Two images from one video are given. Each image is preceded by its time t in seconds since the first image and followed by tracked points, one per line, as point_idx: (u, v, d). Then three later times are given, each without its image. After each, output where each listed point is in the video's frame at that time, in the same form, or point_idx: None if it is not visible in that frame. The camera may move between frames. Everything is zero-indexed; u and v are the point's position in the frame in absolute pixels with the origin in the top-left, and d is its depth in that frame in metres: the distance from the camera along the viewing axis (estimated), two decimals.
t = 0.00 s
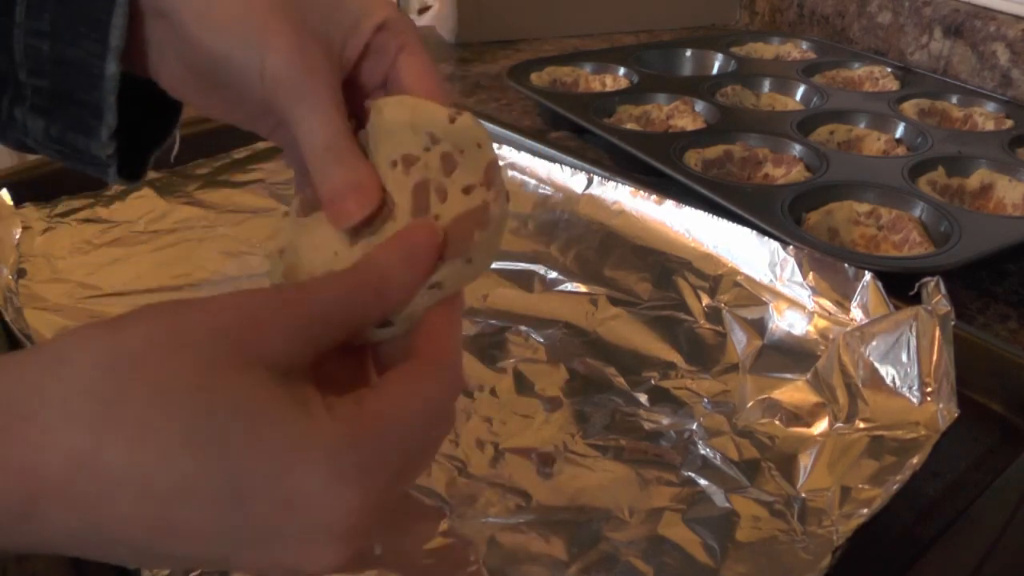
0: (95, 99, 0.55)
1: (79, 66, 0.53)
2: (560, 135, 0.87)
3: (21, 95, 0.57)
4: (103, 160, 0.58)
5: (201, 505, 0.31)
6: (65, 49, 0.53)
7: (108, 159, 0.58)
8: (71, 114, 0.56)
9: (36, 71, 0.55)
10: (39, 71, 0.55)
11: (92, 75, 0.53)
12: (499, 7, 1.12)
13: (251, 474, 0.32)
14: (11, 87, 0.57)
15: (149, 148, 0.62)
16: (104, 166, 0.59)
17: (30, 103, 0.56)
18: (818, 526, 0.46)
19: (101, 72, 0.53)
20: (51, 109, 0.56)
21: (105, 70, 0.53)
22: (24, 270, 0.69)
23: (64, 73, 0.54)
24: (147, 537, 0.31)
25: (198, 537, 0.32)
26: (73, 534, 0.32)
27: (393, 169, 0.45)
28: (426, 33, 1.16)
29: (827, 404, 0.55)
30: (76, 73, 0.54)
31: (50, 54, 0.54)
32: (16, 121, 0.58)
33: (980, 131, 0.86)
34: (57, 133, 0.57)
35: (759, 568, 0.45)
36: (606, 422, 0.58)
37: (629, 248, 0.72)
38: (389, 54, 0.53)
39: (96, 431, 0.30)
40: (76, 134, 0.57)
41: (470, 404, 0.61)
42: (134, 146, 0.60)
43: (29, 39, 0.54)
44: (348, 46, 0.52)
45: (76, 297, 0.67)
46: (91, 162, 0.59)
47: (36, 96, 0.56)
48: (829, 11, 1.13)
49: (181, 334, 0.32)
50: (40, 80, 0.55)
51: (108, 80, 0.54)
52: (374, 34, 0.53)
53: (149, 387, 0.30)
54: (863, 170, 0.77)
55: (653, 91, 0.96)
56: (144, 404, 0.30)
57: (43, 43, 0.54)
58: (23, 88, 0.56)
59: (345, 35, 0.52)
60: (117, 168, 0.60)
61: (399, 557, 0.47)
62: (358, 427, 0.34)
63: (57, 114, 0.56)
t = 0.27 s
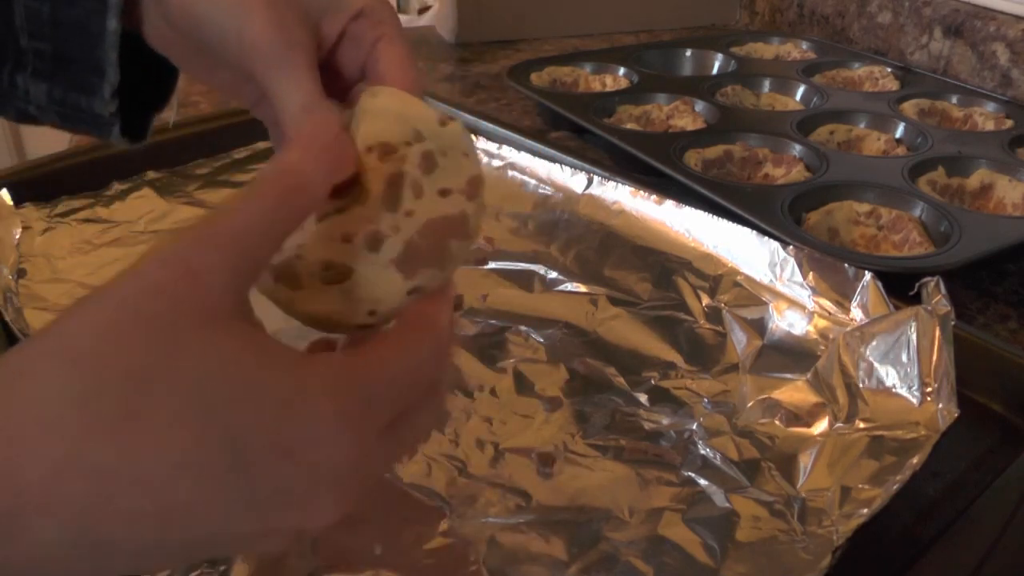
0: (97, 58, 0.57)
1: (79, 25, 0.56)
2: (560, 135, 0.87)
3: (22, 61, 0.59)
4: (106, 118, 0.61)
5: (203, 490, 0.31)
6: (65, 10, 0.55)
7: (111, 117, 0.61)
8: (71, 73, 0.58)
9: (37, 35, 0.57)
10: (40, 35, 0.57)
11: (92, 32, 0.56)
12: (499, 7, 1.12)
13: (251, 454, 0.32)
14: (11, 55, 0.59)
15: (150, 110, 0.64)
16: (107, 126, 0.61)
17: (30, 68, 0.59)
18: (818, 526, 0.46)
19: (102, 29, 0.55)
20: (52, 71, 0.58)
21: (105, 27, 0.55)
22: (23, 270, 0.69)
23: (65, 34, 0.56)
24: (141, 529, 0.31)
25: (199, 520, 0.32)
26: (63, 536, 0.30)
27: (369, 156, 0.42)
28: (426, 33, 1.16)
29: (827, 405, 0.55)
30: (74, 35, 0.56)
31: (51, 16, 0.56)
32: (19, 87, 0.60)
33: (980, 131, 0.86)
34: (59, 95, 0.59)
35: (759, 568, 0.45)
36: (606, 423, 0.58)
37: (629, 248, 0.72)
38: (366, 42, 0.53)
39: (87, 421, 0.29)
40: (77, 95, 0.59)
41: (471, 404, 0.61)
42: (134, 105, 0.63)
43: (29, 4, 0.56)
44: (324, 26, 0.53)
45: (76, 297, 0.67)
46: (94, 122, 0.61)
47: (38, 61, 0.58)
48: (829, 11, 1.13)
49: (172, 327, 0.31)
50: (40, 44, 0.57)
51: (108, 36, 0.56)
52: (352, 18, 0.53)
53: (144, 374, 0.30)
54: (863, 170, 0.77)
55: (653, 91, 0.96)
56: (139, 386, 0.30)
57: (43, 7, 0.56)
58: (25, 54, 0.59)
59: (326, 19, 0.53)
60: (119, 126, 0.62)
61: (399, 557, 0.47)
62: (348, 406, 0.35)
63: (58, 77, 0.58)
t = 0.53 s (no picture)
0: (99, 77, 0.58)
1: (78, 45, 0.57)
2: (560, 135, 0.87)
3: (26, 79, 0.60)
4: (104, 139, 0.61)
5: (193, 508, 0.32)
6: (69, 31, 0.57)
7: (109, 139, 0.61)
8: (72, 94, 0.59)
9: (40, 56, 0.59)
10: (40, 55, 0.59)
11: (94, 53, 0.57)
12: (500, 8, 1.12)
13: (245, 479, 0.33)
14: (12, 71, 0.61)
15: (149, 132, 0.64)
16: (104, 147, 0.62)
17: (30, 86, 0.60)
18: (818, 526, 0.46)
19: (103, 53, 0.57)
20: (50, 90, 0.59)
21: (106, 51, 0.57)
22: (23, 270, 0.69)
23: (65, 54, 0.57)
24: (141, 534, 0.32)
25: (194, 540, 0.33)
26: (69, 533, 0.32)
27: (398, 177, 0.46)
28: (426, 33, 1.16)
29: (827, 404, 0.55)
30: (74, 52, 0.58)
31: (53, 38, 0.58)
32: (20, 106, 0.61)
33: (980, 131, 0.86)
34: (60, 115, 0.60)
35: (760, 567, 0.45)
36: (606, 422, 0.58)
37: (629, 248, 0.72)
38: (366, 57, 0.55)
39: (90, 432, 0.31)
40: (79, 114, 0.60)
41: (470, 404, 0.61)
42: (134, 131, 0.63)
43: (31, 26, 0.58)
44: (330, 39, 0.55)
45: (77, 297, 0.67)
46: (92, 141, 0.62)
47: (40, 83, 0.60)
48: (829, 11, 1.13)
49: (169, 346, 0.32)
50: (40, 64, 0.59)
51: (109, 60, 0.57)
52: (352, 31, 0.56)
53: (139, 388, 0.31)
54: (863, 170, 0.77)
55: (653, 91, 0.96)
56: (135, 407, 0.31)
57: (44, 29, 0.58)
58: (26, 72, 0.60)
59: (332, 28, 0.55)
60: (116, 149, 0.63)
61: (399, 557, 0.47)
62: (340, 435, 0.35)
63: (60, 95, 0.60)
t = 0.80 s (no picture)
0: (74, 126, 0.55)
1: (55, 94, 0.53)
2: (560, 135, 0.87)
3: (2, 118, 0.56)
4: (83, 183, 0.59)
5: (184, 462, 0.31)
6: (42, 78, 0.53)
7: (87, 182, 0.59)
8: (49, 137, 0.56)
9: (16, 96, 0.54)
10: (18, 97, 0.54)
11: (68, 102, 0.54)
12: (500, 8, 1.12)
13: (239, 428, 0.32)
14: None
15: (131, 170, 0.64)
16: (85, 189, 0.60)
17: (9, 126, 0.56)
18: (818, 526, 0.46)
19: (77, 100, 0.54)
20: (31, 132, 0.56)
21: (81, 99, 0.54)
22: (23, 269, 0.69)
23: (43, 101, 0.54)
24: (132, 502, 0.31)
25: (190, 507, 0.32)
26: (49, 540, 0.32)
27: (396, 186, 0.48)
28: (426, 34, 1.17)
29: (827, 405, 0.55)
30: (51, 100, 0.54)
31: (30, 84, 0.54)
32: None
33: (980, 131, 0.86)
34: (36, 156, 0.57)
35: (759, 567, 0.45)
36: (606, 422, 0.58)
37: (629, 248, 0.72)
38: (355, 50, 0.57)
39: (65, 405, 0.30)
40: (54, 157, 0.57)
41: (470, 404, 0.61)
42: (118, 173, 0.63)
43: (9, 68, 0.53)
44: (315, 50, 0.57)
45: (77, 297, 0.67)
46: (71, 184, 0.59)
47: (16, 120, 0.56)
48: (829, 11, 1.13)
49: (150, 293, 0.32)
50: (18, 105, 0.55)
51: (85, 109, 0.54)
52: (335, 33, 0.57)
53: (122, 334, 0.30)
54: (863, 170, 0.77)
55: (653, 91, 0.96)
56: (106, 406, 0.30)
57: (19, 70, 0.53)
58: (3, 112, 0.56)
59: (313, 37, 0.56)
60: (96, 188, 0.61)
61: (399, 556, 0.47)
62: (330, 383, 0.35)
63: (35, 135, 0.56)
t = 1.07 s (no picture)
0: (74, 133, 0.56)
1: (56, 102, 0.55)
2: (560, 135, 0.87)
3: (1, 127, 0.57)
4: (80, 192, 0.59)
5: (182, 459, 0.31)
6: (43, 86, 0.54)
7: (83, 191, 0.59)
8: (48, 144, 0.57)
9: (16, 105, 0.56)
10: (18, 105, 0.56)
11: (69, 110, 0.55)
12: (500, 8, 1.12)
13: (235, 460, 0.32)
14: None
15: (126, 181, 0.62)
16: (80, 199, 0.60)
17: (7, 135, 0.57)
18: (818, 526, 0.46)
19: (79, 108, 0.55)
20: (30, 140, 0.57)
21: (82, 107, 0.55)
22: (24, 269, 0.69)
23: (44, 109, 0.55)
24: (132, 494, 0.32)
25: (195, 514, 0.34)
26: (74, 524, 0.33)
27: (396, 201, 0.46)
28: (426, 33, 1.17)
29: (827, 405, 0.55)
30: (54, 107, 0.55)
31: (31, 91, 0.55)
32: None
33: (980, 131, 0.86)
34: (34, 164, 0.58)
35: (759, 567, 0.45)
36: (606, 423, 0.58)
37: (629, 248, 0.72)
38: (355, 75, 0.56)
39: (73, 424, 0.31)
40: (53, 165, 0.58)
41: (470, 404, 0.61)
42: (114, 183, 0.61)
43: (10, 75, 0.55)
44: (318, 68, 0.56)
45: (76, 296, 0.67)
46: (68, 194, 0.60)
47: (15, 129, 0.57)
48: (829, 11, 1.13)
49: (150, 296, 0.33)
50: (19, 114, 0.56)
51: (85, 116, 0.56)
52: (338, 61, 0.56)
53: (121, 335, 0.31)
54: (863, 170, 0.77)
55: (653, 91, 0.96)
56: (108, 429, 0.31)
57: (24, 79, 0.55)
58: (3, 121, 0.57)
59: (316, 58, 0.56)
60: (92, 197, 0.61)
61: (399, 556, 0.47)
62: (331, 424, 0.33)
63: (35, 143, 0.57)
